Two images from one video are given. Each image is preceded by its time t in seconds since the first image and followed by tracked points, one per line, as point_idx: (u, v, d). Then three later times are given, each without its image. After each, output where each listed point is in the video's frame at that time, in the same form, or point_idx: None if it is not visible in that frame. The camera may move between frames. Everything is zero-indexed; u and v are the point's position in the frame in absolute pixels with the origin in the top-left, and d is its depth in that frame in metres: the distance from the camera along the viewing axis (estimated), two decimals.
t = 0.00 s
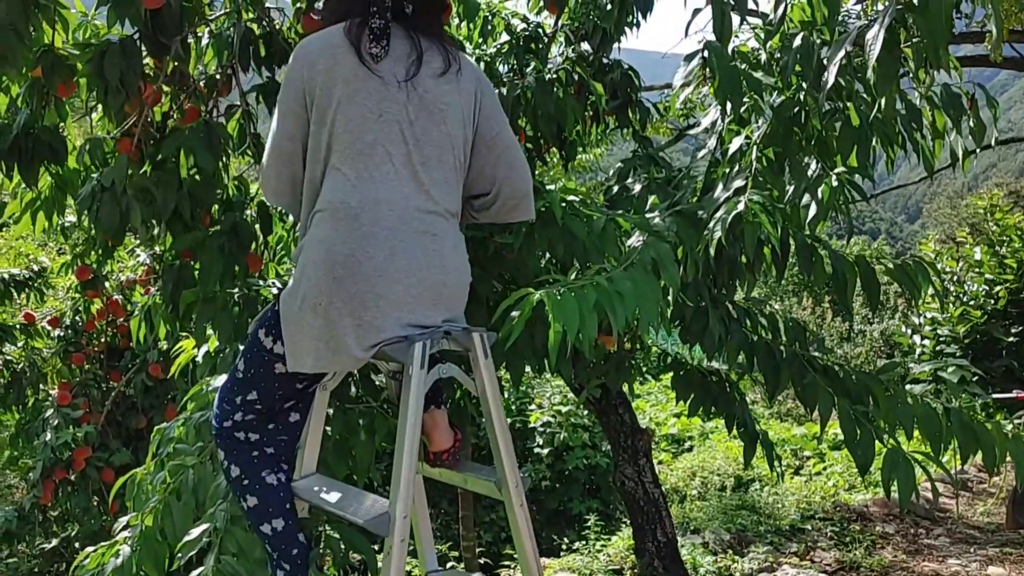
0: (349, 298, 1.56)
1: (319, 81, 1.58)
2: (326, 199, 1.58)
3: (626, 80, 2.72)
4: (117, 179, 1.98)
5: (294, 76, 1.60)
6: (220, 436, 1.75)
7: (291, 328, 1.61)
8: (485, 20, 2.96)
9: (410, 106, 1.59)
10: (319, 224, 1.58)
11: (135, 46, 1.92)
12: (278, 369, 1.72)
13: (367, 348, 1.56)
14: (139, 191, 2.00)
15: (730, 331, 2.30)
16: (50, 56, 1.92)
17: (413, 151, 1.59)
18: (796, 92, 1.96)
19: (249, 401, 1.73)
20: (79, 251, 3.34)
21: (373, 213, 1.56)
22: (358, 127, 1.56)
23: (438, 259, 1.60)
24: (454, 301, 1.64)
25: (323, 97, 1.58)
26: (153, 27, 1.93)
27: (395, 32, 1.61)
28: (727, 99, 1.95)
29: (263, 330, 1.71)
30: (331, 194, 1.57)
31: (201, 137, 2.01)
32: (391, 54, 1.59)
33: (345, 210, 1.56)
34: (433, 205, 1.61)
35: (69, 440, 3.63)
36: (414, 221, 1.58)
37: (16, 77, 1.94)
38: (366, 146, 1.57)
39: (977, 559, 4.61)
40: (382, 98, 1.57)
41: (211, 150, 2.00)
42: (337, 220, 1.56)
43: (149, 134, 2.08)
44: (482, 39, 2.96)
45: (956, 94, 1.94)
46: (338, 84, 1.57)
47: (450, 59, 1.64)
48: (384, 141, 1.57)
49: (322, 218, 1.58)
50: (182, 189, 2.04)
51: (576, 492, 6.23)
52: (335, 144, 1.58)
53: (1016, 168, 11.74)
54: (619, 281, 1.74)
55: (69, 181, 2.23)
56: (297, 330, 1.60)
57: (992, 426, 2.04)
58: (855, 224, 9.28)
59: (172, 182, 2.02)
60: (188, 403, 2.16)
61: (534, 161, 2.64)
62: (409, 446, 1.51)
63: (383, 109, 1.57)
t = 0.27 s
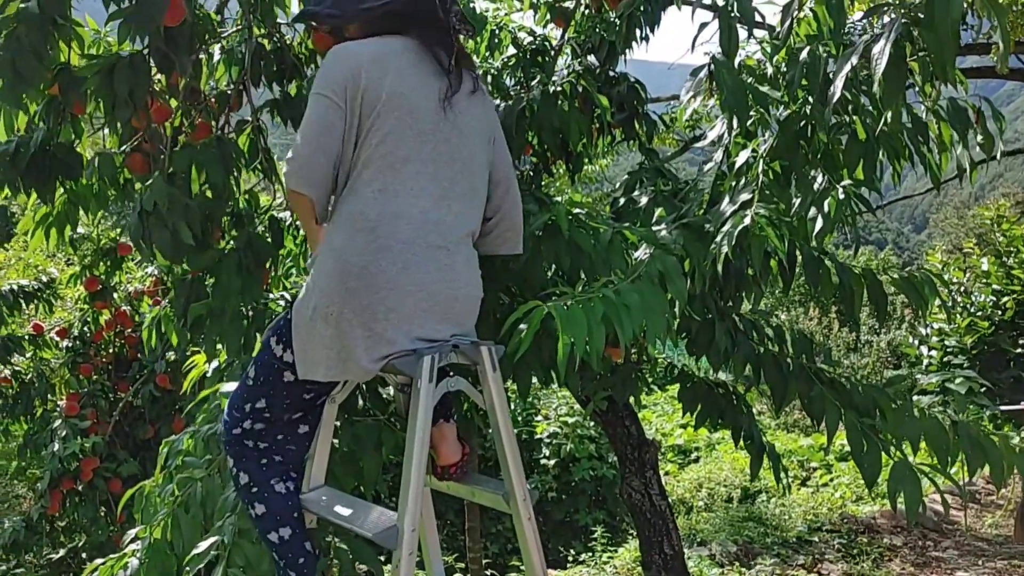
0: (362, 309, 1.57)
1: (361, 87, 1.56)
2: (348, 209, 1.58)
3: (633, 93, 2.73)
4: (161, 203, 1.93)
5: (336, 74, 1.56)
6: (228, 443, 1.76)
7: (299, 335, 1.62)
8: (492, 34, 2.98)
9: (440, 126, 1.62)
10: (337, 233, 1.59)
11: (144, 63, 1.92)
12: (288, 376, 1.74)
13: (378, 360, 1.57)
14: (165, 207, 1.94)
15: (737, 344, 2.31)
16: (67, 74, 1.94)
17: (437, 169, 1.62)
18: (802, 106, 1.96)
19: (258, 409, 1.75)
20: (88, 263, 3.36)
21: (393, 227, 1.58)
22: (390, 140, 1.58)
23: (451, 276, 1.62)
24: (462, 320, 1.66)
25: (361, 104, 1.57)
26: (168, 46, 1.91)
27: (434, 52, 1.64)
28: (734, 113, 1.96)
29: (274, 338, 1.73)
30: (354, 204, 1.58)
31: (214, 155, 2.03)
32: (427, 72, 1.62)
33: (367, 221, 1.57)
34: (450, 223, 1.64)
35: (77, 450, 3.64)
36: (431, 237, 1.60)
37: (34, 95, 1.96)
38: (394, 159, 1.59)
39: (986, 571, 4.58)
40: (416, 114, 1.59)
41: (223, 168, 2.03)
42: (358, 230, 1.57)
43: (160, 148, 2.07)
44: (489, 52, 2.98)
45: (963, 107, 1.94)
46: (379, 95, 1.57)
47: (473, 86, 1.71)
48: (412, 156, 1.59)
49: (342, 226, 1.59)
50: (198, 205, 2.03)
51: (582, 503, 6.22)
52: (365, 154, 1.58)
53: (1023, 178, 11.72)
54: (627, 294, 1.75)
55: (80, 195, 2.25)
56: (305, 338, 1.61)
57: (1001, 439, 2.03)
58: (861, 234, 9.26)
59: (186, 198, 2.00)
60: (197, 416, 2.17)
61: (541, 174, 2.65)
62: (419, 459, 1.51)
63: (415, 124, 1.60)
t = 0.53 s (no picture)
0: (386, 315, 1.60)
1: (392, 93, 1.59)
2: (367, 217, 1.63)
3: (639, 104, 2.74)
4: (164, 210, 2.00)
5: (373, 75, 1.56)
6: (233, 451, 1.75)
7: (319, 342, 1.65)
8: (499, 46, 3.00)
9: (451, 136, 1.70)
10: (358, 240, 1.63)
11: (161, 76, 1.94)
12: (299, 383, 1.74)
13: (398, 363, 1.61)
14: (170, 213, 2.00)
15: (744, 356, 2.31)
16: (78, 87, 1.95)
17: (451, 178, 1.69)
18: (808, 118, 1.97)
19: (265, 415, 1.74)
20: (97, 273, 3.38)
21: (414, 233, 1.62)
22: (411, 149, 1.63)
23: (467, 282, 1.67)
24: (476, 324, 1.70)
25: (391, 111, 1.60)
26: (182, 55, 1.98)
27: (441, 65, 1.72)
28: (739, 125, 1.97)
29: (285, 344, 1.73)
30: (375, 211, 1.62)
31: (225, 163, 2.07)
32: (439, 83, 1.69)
33: (388, 228, 1.61)
34: (463, 230, 1.69)
35: (84, 460, 3.65)
36: (447, 243, 1.65)
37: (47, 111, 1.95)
38: (414, 168, 1.64)
39: None
40: (434, 125, 1.66)
41: (234, 177, 2.07)
42: (378, 236, 1.62)
43: (170, 156, 2.12)
44: (495, 63, 2.99)
45: (969, 119, 1.94)
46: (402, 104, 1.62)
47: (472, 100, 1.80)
48: (430, 166, 1.65)
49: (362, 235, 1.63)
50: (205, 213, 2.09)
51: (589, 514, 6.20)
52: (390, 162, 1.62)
53: None
54: (632, 305, 1.75)
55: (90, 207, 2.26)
56: (325, 343, 1.64)
57: (1009, 451, 2.03)
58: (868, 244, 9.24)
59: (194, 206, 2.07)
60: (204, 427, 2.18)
61: (547, 185, 2.66)
62: (425, 469, 1.52)
63: (433, 135, 1.66)
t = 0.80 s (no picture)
0: (408, 334, 1.63)
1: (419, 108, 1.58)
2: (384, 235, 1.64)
3: (644, 114, 2.75)
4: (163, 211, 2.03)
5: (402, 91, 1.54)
6: (230, 463, 1.76)
7: (339, 361, 1.68)
8: (504, 56, 3.01)
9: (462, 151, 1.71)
10: (374, 259, 1.65)
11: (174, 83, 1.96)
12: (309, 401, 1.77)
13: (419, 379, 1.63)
14: (170, 219, 2.03)
15: (749, 365, 2.31)
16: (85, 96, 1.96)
17: (463, 193, 1.71)
18: (813, 127, 1.97)
19: (266, 429, 1.76)
20: (104, 282, 3.40)
21: (432, 252, 1.64)
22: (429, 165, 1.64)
23: (478, 297, 1.71)
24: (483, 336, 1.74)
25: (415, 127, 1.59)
26: (191, 64, 1.96)
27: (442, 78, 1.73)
28: (744, 134, 1.97)
29: (296, 363, 1.76)
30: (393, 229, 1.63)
31: (231, 169, 2.07)
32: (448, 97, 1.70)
33: (406, 248, 1.63)
34: (473, 245, 1.72)
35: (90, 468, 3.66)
36: (458, 257, 1.68)
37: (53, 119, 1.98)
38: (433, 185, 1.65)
39: None
40: (448, 140, 1.67)
41: (243, 183, 2.07)
42: (396, 254, 1.63)
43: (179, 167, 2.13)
44: (501, 73, 3.00)
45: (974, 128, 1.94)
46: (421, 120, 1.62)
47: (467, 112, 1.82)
48: (446, 183, 1.67)
49: (378, 253, 1.65)
50: (213, 222, 2.08)
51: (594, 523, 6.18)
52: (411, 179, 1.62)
53: None
54: (637, 314, 1.75)
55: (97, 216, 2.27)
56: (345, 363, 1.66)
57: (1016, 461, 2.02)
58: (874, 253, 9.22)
59: (201, 216, 2.07)
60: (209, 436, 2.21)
61: (552, 194, 2.66)
62: (429, 478, 1.52)
63: (448, 151, 1.67)
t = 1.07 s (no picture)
0: (410, 343, 1.62)
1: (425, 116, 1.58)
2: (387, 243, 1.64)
3: (650, 120, 2.75)
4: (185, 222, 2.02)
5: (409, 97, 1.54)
6: (230, 472, 1.76)
7: (343, 370, 1.68)
8: (510, 62, 3.01)
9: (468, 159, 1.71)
10: (378, 267, 1.65)
11: (174, 91, 1.96)
12: (313, 412, 1.77)
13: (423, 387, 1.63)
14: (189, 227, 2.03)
15: (755, 372, 2.30)
16: (91, 101, 1.97)
17: (468, 202, 1.70)
18: (819, 133, 1.97)
19: (266, 439, 1.75)
20: (110, 287, 3.40)
21: (436, 261, 1.63)
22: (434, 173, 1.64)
23: (481, 306, 1.70)
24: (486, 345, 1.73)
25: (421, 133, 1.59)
26: (192, 69, 1.96)
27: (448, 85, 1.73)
28: (750, 140, 1.97)
29: (298, 374, 1.75)
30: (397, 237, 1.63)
31: (239, 174, 2.09)
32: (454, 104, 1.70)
33: (410, 256, 1.63)
34: (478, 253, 1.72)
35: (95, 474, 3.67)
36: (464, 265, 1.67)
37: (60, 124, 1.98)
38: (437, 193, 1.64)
39: None
40: (453, 148, 1.67)
41: (247, 190, 2.08)
42: (400, 263, 1.63)
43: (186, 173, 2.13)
44: (506, 79, 3.00)
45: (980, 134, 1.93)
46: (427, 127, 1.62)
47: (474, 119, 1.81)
48: (450, 191, 1.66)
49: (381, 261, 1.65)
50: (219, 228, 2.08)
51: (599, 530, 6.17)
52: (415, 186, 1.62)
53: None
54: (642, 320, 1.74)
55: (103, 221, 2.28)
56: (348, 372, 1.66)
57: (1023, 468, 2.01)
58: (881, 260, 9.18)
59: (207, 223, 2.07)
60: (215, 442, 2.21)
61: (558, 200, 2.66)
62: (434, 484, 1.52)
63: (454, 159, 1.67)
